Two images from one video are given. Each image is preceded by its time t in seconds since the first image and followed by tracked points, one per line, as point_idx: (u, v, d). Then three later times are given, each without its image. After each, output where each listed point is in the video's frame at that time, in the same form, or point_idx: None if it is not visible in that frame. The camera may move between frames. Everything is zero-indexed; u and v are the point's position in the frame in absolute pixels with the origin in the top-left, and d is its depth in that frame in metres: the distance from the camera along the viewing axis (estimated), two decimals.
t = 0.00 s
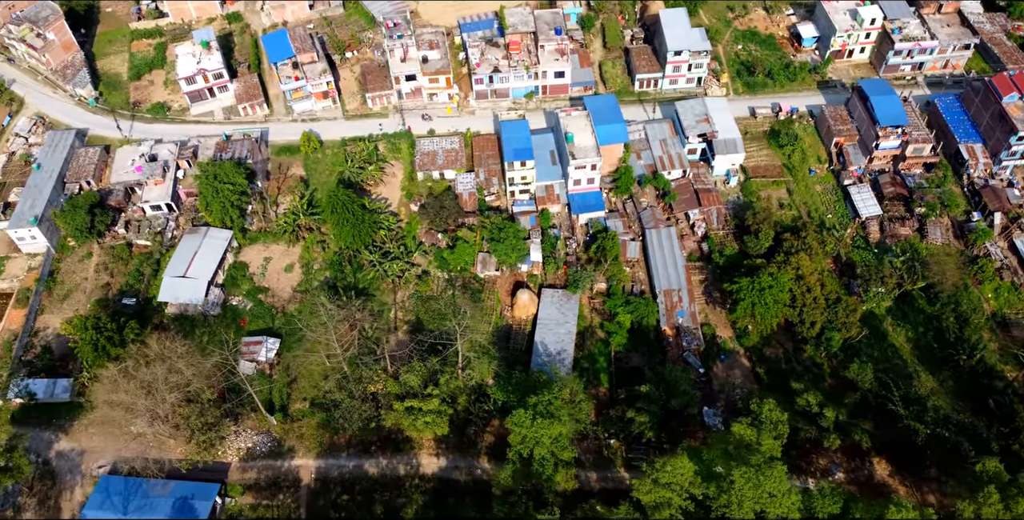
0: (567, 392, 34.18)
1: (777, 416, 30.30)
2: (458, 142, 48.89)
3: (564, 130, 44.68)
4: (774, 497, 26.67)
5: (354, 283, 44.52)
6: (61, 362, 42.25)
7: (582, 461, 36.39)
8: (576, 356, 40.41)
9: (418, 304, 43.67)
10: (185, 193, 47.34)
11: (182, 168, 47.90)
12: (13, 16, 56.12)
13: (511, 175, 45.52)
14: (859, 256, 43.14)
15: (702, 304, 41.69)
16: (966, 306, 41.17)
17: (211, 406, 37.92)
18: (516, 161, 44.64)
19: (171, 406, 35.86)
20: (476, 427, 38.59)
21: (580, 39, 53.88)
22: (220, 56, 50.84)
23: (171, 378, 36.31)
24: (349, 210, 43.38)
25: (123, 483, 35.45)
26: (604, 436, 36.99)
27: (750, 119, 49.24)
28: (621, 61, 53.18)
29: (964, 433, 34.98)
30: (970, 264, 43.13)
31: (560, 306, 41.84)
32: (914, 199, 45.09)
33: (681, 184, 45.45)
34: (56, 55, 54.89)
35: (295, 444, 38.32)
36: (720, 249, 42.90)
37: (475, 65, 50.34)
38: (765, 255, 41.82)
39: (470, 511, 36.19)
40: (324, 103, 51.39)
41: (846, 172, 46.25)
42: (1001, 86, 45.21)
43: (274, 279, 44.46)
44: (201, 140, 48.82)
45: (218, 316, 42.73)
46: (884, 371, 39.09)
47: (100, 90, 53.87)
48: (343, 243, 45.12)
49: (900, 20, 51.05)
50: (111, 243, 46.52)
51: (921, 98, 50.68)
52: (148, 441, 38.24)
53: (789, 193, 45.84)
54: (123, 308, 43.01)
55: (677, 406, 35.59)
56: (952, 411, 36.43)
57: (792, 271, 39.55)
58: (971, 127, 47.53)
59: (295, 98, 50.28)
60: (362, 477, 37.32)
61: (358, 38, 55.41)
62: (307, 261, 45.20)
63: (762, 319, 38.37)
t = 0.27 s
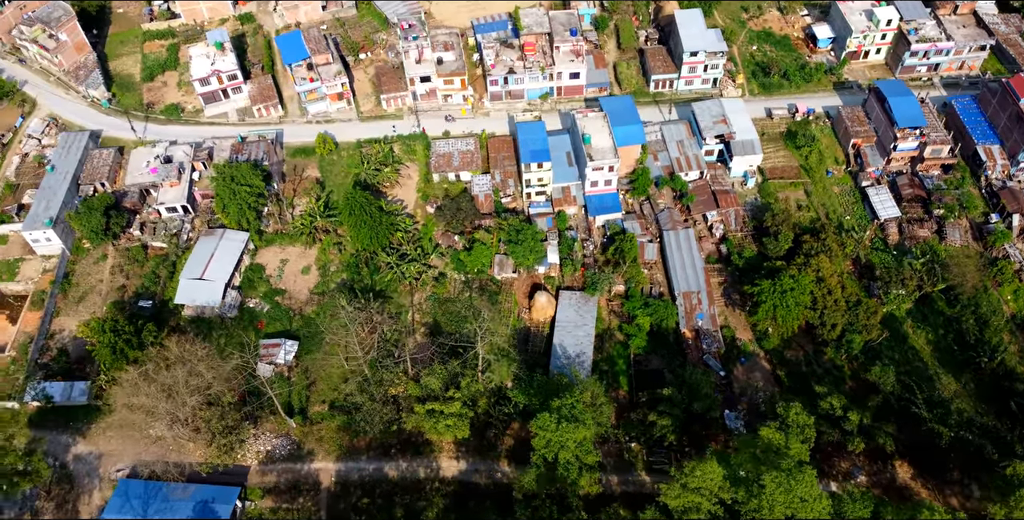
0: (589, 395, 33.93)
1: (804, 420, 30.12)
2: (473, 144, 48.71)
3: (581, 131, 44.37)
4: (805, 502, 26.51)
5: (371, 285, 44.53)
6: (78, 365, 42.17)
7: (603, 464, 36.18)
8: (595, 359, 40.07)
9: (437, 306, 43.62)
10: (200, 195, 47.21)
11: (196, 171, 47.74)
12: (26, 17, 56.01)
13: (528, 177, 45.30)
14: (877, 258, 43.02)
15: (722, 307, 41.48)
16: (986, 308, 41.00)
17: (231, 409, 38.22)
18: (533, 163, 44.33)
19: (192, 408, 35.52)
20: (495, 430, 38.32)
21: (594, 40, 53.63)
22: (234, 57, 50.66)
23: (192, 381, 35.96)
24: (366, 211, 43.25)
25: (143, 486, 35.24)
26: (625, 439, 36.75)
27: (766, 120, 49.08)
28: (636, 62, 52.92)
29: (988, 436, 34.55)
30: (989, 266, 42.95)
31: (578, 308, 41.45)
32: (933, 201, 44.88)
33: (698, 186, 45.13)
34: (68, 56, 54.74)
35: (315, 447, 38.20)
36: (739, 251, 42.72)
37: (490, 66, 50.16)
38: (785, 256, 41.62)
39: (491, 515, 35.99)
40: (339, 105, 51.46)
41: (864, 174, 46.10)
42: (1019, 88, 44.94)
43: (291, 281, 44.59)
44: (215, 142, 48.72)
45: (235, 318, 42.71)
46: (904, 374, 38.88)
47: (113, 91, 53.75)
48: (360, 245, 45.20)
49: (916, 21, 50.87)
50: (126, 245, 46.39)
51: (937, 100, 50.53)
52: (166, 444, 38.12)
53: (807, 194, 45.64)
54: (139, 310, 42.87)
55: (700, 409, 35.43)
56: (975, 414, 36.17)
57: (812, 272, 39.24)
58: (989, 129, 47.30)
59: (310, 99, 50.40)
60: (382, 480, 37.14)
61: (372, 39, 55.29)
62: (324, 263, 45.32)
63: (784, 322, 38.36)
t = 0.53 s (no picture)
0: (612, 399, 33.92)
1: (833, 424, 29.89)
2: (490, 145, 48.63)
3: (599, 132, 44.05)
4: (839, 507, 26.32)
5: (389, 287, 44.42)
6: (96, 368, 42.01)
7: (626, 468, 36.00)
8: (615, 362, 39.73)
9: (456, 308, 43.44)
10: (217, 197, 46.89)
11: (213, 172, 47.50)
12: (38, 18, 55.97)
13: (546, 179, 44.75)
14: (897, 259, 42.90)
15: (742, 309, 41.28)
16: (1008, 311, 40.76)
17: (254, 413, 37.71)
18: (551, 164, 43.89)
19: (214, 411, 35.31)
20: (517, 433, 38.05)
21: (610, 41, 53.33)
22: (249, 58, 50.44)
23: (214, 384, 35.62)
24: (384, 212, 43.23)
25: (164, 490, 35.07)
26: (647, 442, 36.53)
27: (784, 121, 48.89)
28: (652, 63, 52.61)
29: (1016, 439, 33.95)
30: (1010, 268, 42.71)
31: (598, 310, 41.08)
32: (952, 202, 44.66)
33: (717, 187, 44.88)
34: (81, 57, 54.65)
35: (336, 450, 38.05)
36: (759, 253, 42.50)
37: (506, 68, 50.01)
38: (806, 258, 41.42)
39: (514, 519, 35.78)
40: (355, 106, 51.36)
41: (883, 175, 45.92)
42: None
43: (308, 284, 44.61)
44: (232, 143, 48.75)
45: (253, 321, 42.61)
46: (927, 377, 38.71)
47: (127, 93, 53.60)
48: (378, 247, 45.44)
49: (933, 22, 50.69)
50: (142, 247, 46.24)
51: (954, 101, 50.37)
52: (186, 445, 38.17)
53: (826, 196, 45.44)
54: (157, 312, 42.72)
55: (724, 413, 35.27)
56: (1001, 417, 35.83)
57: (834, 275, 39.24)
58: (1007, 130, 47.04)
59: (326, 101, 50.35)
60: (403, 484, 36.93)
61: (386, 40, 55.15)
62: (341, 265, 45.36)
63: (806, 325, 38.28)
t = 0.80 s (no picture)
0: (635, 403, 33.77)
1: (862, 428, 29.70)
2: (506, 147, 48.37)
3: (618, 134, 43.87)
4: (873, 513, 26.15)
5: (407, 289, 44.30)
6: (114, 371, 41.90)
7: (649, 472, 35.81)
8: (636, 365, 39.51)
9: (474, 311, 43.26)
10: (234, 199, 46.91)
11: (229, 175, 47.32)
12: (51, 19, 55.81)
13: (564, 181, 44.60)
14: (918, 261, 42.74)
15: (763, 312, 41.14)
16: None
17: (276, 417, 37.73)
18: (569, 166, 43.67)
19: (237, 415, 35.34)
20: (538, 436, 37.83)
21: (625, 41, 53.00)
22: (264, 60, 50.28)
23: (237, 388, 35.57)
24: (405, 217, 43.34)
25: (185, 495, 34.89)
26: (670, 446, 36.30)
27: (802, 123, 48.63)
28: (667, 64, 52.35)
29: None
30: None
31: (617, 313, 40.80)
32: (972, 204, 44.45)
33: (736, 189, 44.67)
34: (95, 58, 54.48)
35: (357, 453, 37.87)
36: (780, 255, 42.25)
37: (522, 69, 49.88)
38: (827, 261, 41.25)
39: None
40: (370, 108, 51.28)
41: (902, 177, 45.82)
42: None
43: (326, 286, 44.48)
44: (248, 145, 48.62)
45: (272, 323, 42.58)
46: (949, 380, 38.53)
47: (141, 94, 53.44)
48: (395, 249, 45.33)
49: (950, 23, 50.50)
50: (159, 249, 46.10)
51: (972, 102, 50.07)
52: (206, 449, 38.06)
53: (845, 198, 45.26)
54: (175, 315, 42.66)
55: (749, 417, 35.14)
56: None
57: (858, 278, 38.95)
58: None
59: (342, 102, 50.26)
60: (425, 487, 36.74)
61: (401, 42, 55.09)
62: (359, 267, 45.28)
63: (829, 327, 38.21)
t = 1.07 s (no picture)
0: (659, 408, 33.59)
1: (890, 433, 30.02)
2: (523, 149, 48.19)
3: (637, 136, 43.62)
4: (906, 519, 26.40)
5: (424, 292, 44.17)
6: (131, 375, 41.76)
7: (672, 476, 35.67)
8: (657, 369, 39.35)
9: (493, 314, 43.09)
10: (251, 201, 46.62)
11: (246, 177, 47.03)
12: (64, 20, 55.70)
13: (582, 184, 44.30)
14: (938, 264, 42.54)
15: (784, 315, 40.96)
16: None
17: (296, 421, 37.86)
18: (588, 169, 43.49)
19: (262, 418, 35.36)
20: (560, 441, 37.61)
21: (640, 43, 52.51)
22: (279, 62, 50.30)
23: (259, 392, 35.19)
24: (424, 222, 43.61)
25: (206, 499, 34.68)
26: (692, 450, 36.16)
27: (819, 124, 48.33)
28: (683, 65, 52.02)
29: None
30: None
31: (638, 316, 40.47)
32: (992, 207, 44.22)
33: (755, 191, 44.35)
34: (108, 60, 54.36)
35: (377, 458, 37.67)
36: (801, 258, 42.20)
37: (538, 71, 49.68)
38: (848, 264, 41.11)
39: None
40: (386, 110, 51.23)
41: (921, 179, 45.52)
42: None
43: (344, 289, 44.49)
44: (263, 148, 48.46)
45: (290, 327, 42.52)
46: (972, 384, 38.37)
47: (154, 96, 53.24)
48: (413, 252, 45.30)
49: (967, 25, 50.17)
50: (174, 252, 45.99)
51: (990, 104, 49.64)
52: (225, 454, 37.80)
53: (865, 200, 45.06)
54: (193, 318, 42.69)
55: (773, 422, 35.09)
56: None
57: (880, 281, 38.79)
58: None
59: (357, 105, 50.13)
60: (446, 492, 36.54)
61: (415, 43, 54.94)
62: (376, 270, 45.26)
63: (852, 331, 37.83)
